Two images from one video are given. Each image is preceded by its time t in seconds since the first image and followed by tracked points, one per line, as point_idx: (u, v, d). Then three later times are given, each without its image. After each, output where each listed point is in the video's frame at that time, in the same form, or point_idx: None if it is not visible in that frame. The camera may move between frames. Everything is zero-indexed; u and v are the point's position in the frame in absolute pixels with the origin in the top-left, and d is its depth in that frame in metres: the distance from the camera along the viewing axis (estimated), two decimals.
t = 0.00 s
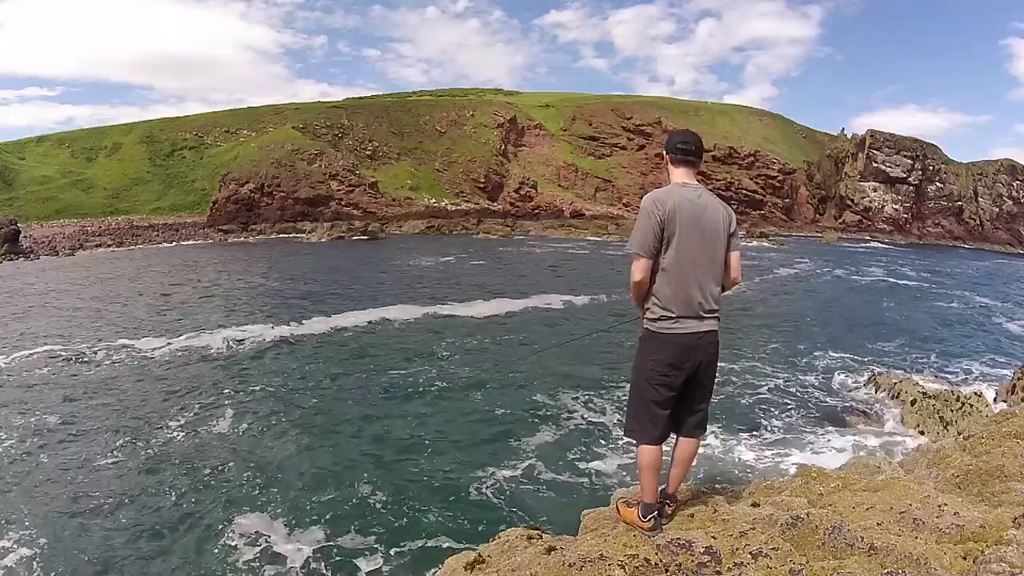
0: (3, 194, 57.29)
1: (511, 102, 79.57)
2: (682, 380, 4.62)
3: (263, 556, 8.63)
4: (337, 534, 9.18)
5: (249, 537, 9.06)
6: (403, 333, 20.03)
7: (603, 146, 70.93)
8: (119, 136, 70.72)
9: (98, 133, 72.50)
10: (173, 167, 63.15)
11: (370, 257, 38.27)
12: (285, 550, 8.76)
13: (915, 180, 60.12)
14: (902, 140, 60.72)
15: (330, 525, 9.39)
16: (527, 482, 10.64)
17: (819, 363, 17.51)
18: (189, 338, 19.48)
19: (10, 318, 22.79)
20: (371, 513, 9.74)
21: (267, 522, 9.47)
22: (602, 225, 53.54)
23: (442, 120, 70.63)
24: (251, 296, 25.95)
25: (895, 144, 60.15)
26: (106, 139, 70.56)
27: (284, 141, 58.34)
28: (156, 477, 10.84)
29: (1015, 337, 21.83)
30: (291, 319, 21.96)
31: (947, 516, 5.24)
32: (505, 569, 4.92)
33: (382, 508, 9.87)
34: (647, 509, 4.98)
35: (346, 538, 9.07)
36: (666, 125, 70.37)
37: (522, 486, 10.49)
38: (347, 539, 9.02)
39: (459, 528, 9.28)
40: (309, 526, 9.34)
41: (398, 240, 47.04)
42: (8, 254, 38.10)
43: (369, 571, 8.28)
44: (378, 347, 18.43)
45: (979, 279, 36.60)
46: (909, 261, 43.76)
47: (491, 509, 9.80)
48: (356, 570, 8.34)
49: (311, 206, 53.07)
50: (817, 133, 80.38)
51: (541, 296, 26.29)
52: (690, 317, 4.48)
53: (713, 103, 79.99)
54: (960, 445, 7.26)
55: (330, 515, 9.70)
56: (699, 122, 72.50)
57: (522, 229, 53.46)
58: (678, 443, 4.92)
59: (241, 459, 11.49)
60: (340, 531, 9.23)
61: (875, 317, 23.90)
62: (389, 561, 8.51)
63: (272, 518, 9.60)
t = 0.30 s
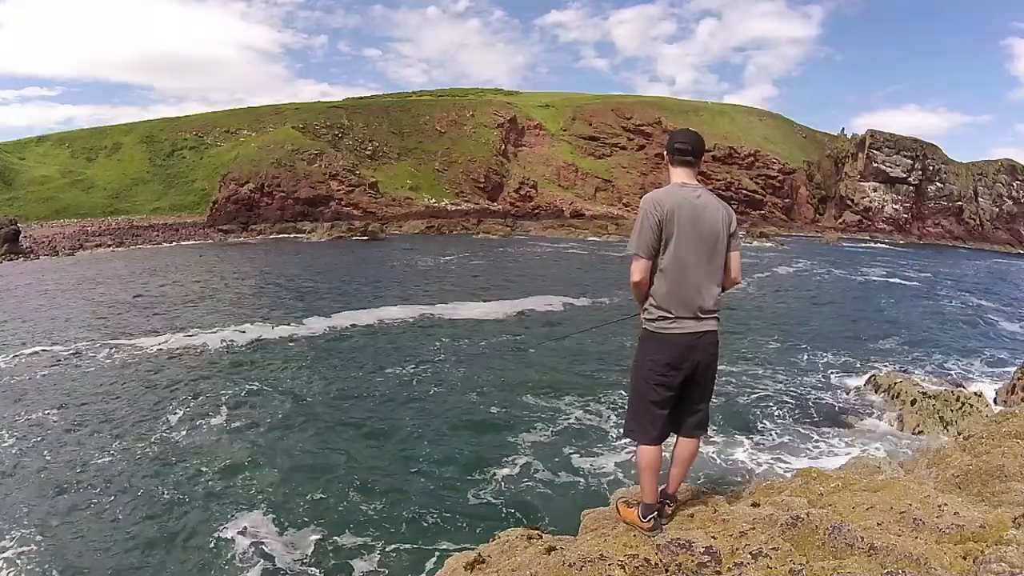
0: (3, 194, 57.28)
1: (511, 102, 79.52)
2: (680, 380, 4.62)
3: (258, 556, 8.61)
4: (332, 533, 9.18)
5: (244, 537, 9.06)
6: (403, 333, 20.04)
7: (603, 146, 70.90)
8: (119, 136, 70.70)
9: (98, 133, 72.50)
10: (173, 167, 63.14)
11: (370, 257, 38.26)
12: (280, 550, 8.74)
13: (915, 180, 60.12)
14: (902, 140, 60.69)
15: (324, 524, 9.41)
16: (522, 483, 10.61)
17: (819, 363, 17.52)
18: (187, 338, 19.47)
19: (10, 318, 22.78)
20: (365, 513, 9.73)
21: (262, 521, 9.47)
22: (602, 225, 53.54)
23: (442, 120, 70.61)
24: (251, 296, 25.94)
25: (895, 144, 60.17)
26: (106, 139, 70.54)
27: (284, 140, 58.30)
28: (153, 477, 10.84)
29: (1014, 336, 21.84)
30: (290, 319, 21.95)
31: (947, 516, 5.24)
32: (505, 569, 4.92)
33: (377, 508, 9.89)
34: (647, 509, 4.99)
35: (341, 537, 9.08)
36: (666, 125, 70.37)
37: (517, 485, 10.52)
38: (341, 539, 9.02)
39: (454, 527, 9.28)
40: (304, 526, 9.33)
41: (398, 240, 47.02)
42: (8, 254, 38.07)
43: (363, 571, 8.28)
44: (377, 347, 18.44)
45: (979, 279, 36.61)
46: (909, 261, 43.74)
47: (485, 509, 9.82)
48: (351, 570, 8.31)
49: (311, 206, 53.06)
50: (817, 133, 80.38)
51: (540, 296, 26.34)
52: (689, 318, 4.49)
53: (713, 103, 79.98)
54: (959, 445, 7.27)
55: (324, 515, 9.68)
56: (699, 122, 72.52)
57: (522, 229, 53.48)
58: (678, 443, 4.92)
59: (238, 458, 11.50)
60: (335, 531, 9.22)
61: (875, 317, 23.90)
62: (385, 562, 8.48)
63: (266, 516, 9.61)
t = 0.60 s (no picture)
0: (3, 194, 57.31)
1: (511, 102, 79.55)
2: (679, 379, 4.62)
3: (252, 558, 8.60)
4: (329, 534, 9.17)
5: (240, 538, 9.05)
6: (402, 333, 20.06)
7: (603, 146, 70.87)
8: (119, 136, 70.74)
9: (98, 133, 72.51)
10: (173, 167, 63.16)
11: (371, 257, 38.29)
12: (275, 551, 8.72)
13: (915, 180, 60.12)
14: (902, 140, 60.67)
15: (321, 525, 9.40)
16: (520, 484, 10.60)
17: (819, 363, 17.50)
18: (186, 338, 19.47)
19: (11, 318, 22.82)
20: (362, 514, 9.73)
21: (258, 523, 9.46)
22: (602, 225, 53.56)
23: (442, 120, 70.62)
24: (251, 296, 25.96)
25: (895, 144, 60.14)
26: (107, 139, 70.59)
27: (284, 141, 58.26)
28: (151, 477, 10.83)
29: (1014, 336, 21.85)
30: (289, 319, 21.95)
31: (947, 516, 5.24)
32: (505, 570, 4.92)
33: (375, 509, 9.88)
34: (646, 509, 4.99)
35: (338, 539, 9.07)
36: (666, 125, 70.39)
37: (514, 486, 10.51)
38: (338, 540, 9.02)
39: (450, 528, 9.29)
40: (300, 527, 9.33)
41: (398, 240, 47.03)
42: (8, 254, 38.09)
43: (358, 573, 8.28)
44: (376, 348, 18.45)
45: (978, 279, 36.61)
46: (910, 261, 43.71)
47: (483, 510, 9.81)
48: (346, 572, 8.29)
49: (311, 206, 53.04)
50: (817, 133, 80.36)
51: (540, 297, 26.36)
52: (686, 318, 4.49)
53: (713, 104, 79.99)
54: (959, 445, 7.26)
55: (321, 515, 9.68)
56: (699, 122, 72.52)
57: (522, 229, 53.48)
58: (677, 442, 4.92)
59: (237, 459, 11.49)
60: (332, 532, 9.22)
61: (875, 317, 23.91)
62: (380, 564, 8.46)
63: (263, 517, 9.60)
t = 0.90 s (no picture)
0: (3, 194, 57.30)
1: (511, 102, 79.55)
2: (678, 378, 4.62)
3: (248, 559, 8.59)
4: (326, 534, 9.18)
5: (235, 538, 9.04)
6: (402, 334, 20.06)
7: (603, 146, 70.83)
8: (119, 136, 70.74)
9: (98, 133, 72.51)
10: (173, 167, 63.16)
11: (371, 257, 38.27)
12: (271, 552, 8.71)
13: (915, 180, 60.13)
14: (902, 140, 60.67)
15: (318, 525, 9.40)
16: (516, 484, 10.60)
17: (819, 363, 17.50)
18: (185, 338, 19.44)
19: (10, 317, 22.81)
20: (359, 514, 9.74)
21: (255, 522, 9.46)
22: (602, 225, 53.56)
23: (442, 120, 70.60)
24: (250, 296, 25.96)
25: (895, 144, 60.13)
26: (107, 139, 70.57)
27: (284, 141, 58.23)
28: (149, 477, 10.81)
29: (1014, 336, 21.85)
30: (289, 319, 21.91)
31: (947, 516, 5.24)
32: (505, 570, 4.92)
33: (372, 509, 9.88)
34: (647, 509, 4.99)
35: (334, 539, 9.08)
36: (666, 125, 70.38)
37: (511, 487, 10.50)
38: (334, 540, 9.02)
39: (447, 529, 9.29)
40: (297, 527, 9.33)
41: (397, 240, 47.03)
42: (8, 254, 38.08)
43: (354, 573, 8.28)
44: (376, 348, 18.45)
45: (978, 279, 36.61)
46: (910, 262, 43.70)
47: (479, 510, 9.81)
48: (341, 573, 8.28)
49: (311, 206, 53.05)
50: (817, 134, 80.36)
51: (540, 297, 26.36)
52: (685, 317, 4.49)
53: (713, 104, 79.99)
54: (959, 445, 7.26)
55: (318, 515, 9.69)
56: (699, 122, 72.51)
57: (522, 229, 53.48)
58: (677, 442, 4.91)
59: (234, 459, 11.49)
60: (329, 532, 9.23)
61: (875, 317, 23.90)
62: (373, 565, 8.44)
63: (260, 517, 9.61)
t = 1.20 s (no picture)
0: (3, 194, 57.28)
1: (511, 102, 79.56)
2: (678, 378, 4.61)
3: (245, 557, 8.62)
4: (320, 534, 9.17)
5: (232, 535, 9.10)
6: (401, 334, 20.07)
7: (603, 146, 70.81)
8: (119, 136, 70.74)
9: (99, 133, 72.49)
10: (172, 167, 63.15)
11: (371, 257, 38.27)
12: (268, 550, 8.76)
13: (915, 180, 60.13)
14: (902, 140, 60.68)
15: (314, 526, 9.39)
16: (513, 486, 10.58)
17: (818, 363, 17.52)
18: (184, 338, 19.45)
19: (10, 317, 22.79)
20: (354, 514, 9.74)
21: (251, 522, 9.46)
22: (602, 225, 53.56)
23: (441, 120, 70.59)
24: (250, 296, 25.95)
25: (895, 144, 60.14)
26: (107, 139, 70.58)
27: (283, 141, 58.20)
28: (144, 477, 10.81)
29: (1013, 336, 21.85)
30: (289, 320, 21.89)
31: (947, 516, 5.24)
32: (505, 570, 4.92)
33: (368, 510, 9.87)
34: (646, 510, 4.99)
35: (330, 538, 9.08)
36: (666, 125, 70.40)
37: (508, 488, 10.51)
38: (329, 540, 9.01)
39: (442, 531, 9.25)
40: (293, 528, 9.31)
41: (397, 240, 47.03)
42: (8, 254, 38.06)
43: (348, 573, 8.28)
44: (376, 349, 18.46)
45: (978, 279, 36.60)
46: (910, 262, 43.69)
47: (475, 511, 9.80)
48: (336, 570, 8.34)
49: (311, 206, 53.07)
50: (817, 134, 80.37)
51: (539, 297, 26.37)
52: (686, 316, 4.48)
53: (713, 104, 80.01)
54: (959, 445, 7.25)
55: (315, 516, 9.67)
56: (699, 122, 72.52)
57: (522, 229, 53.45)
58: (677, 442, 4.91)
59: (230, 459, 11.49)
60: (324, 533, 9.20)
61: (874, 317, 23.92)
62: (368, 563, 8.49)
63: (256, 517, 9.60)
